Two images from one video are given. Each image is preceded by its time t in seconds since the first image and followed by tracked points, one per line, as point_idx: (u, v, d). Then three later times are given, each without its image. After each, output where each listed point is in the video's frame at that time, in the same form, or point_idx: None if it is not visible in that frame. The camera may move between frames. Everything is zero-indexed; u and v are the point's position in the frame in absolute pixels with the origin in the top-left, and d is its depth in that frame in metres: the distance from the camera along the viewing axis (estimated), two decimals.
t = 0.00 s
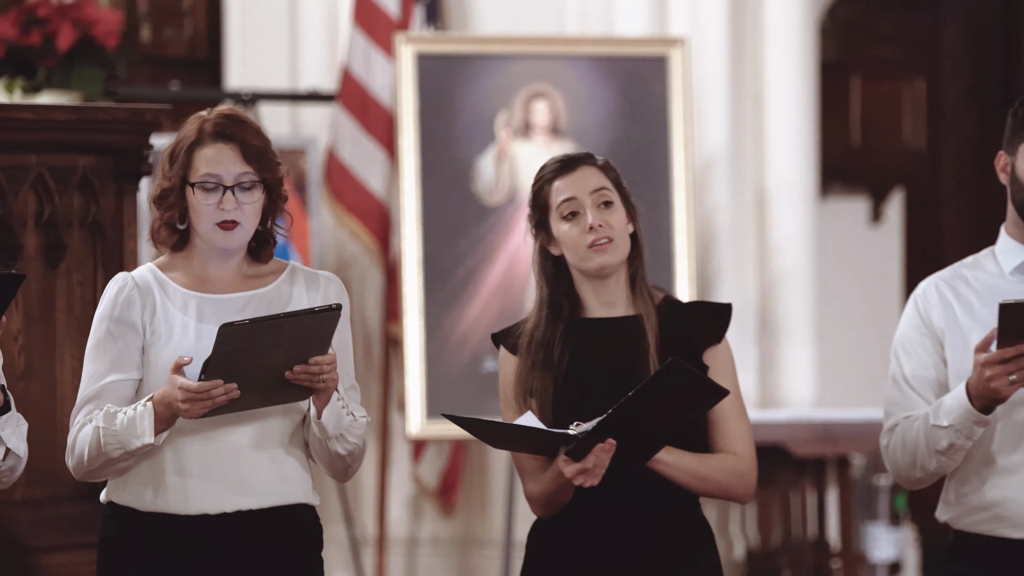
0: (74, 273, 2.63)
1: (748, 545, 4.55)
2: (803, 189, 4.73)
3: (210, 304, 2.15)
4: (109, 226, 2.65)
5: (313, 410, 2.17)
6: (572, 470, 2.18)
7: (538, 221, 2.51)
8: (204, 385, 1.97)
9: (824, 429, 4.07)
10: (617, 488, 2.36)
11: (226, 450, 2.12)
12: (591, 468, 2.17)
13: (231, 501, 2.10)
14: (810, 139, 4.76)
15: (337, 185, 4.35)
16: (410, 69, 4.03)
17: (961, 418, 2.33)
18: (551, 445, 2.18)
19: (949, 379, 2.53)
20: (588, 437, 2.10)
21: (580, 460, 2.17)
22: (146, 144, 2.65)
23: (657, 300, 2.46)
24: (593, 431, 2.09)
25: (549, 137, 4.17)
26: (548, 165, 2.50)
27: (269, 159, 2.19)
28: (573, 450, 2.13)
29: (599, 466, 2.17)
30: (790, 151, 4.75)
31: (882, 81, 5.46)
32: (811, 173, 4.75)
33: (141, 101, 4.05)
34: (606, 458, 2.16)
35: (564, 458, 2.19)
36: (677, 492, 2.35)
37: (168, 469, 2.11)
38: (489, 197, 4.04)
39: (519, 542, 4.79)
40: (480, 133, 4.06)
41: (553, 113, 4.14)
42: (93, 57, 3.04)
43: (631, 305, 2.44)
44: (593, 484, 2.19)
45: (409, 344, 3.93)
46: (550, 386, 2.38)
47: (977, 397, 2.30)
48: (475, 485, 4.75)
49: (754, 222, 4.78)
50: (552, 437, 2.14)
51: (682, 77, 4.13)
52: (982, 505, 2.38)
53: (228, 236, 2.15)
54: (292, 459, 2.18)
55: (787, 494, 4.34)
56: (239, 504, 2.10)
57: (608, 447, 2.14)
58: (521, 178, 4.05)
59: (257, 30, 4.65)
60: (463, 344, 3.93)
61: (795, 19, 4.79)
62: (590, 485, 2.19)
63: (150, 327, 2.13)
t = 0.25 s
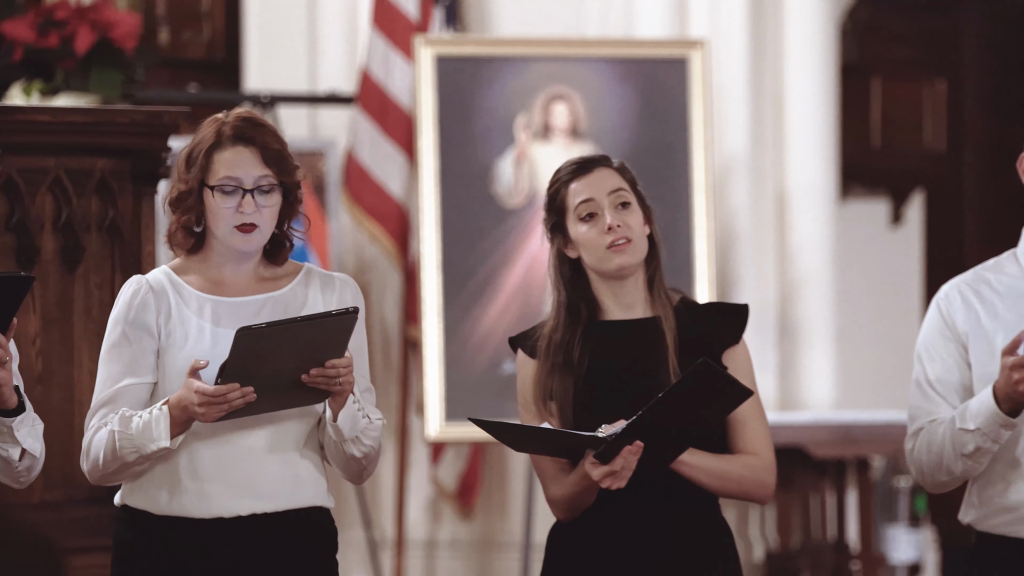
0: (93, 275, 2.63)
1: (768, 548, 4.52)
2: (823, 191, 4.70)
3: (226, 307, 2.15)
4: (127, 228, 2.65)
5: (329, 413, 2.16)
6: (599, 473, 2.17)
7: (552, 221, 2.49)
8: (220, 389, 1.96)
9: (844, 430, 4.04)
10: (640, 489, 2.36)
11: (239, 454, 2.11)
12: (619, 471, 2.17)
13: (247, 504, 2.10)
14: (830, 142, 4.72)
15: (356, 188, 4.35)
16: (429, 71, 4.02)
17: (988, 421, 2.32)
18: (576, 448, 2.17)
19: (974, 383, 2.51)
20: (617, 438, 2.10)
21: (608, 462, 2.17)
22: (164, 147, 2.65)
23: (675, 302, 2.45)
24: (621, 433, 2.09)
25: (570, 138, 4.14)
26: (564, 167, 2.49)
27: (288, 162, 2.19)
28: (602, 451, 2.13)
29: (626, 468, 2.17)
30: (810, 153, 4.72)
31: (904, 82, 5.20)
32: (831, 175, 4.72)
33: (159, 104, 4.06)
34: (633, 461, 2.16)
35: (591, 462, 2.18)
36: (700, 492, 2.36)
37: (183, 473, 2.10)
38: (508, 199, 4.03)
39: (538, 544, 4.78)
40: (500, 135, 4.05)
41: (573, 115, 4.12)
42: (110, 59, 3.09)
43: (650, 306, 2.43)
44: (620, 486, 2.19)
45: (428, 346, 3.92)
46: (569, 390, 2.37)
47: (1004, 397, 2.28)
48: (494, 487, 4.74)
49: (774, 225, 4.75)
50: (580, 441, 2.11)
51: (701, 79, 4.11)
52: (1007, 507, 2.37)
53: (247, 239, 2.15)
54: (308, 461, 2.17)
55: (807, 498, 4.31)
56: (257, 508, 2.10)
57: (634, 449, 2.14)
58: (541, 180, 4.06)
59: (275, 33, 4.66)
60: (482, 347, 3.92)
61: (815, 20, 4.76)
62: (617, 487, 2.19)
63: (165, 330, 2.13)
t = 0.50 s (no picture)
0: (110, 277, 2.64)
1: (786, 550, 4.50)
2: (842, 193, 4.67)
3: (241, 311, 2.14)
4: (144, 230, 2.66)
5: (345, 416, 2.16)
6: (617, 476, 2.16)
7: (570, 224, 2.48)
8: (240, 393, 1.96)
9: (862, 433, 4.01)
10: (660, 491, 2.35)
11: (255, 458, 2.11)
12: (637, 475, 2.16)
13: (262, 506, 2.09)
14: (850, 144, 4.69)
15: (374, 189, 4.34)
16: (447, 72, 4.01)
17: (1014, 424, 2.30)
18: (595, 451, 2.16)
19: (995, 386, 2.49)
20: (633, 442, 2.09)
21: (625, 466, 2.16)
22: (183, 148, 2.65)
23: (692, 304, 2.44)
24: (638, 436, 2.08)
25: (588, 140, 4.13)
26: (581, 170, 2.48)
27: (305, 168, 2.19)
28: (618, 455, 2.11)
29: (643, 472, 2.16)
30: (829, 156, 4.69)
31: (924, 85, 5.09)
32: (850, 177, 4.69)
33: (177, 105, 4.07)
34: (650, 464, 2.15)
35: (608, 465, 2.17)
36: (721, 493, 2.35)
37: (199, 477, 2.10)
38: (526, 201, 4.01)
39: (555, 547, 4.76)
40: (518, 137, 4.04)
41: (591, 116, 4.10)
42: (128, 60, 3.13)
43: (669, 308, 2.42)
44: (637, 490, 2.18)
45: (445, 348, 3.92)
46: (588, 394, 2.36)
47: None
48: (511, 489, 4.73)
49: (793, 227, 4.72)
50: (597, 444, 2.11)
51: (720, 81, 4.09)
52: None
53: (265, 243, 2.15)
54: (322, 464, 2.17)
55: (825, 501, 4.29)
56: (274, 511, 2.10)
57: (653, 452, 2.13)
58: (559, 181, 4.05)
59: (293, 35, 4.66)
60: (500, 349, 3.91)
61: (835, 22, 4.74)
62: (634, 491, 2.18)
63: (179, 334, 2.12)
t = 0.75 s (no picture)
0: (126, 277, 2.65)
1: (803, 552, 4.48)
2: (860, 196, 4.65)
3: (253, 314, 2.14)
4: (160, 231, 2.67)
5: (359, 420, 2.17)
6: (634, 479, 2.17)
7: (590, 224, 2.47)
8: (258, 401, 1.96)
9: (879, 435, 3.99)
10: (677, 495, 2.35)
11: (270, 463, 2.10)
12: (654, 477, 2.17)
13: (276, 510, 2.09)
14: (867, 146, 4.67)
15: (391, 190, 4.35)
16: (465, 74, 4.00)
17: None
18: (612, 452, 2.16)
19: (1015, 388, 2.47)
20: (650, 445, 2.10)
21: (642, 468, 2.16)
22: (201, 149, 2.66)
23: (712, 305, 2.44)
24: (657, 438, 2.08)
25: (605, 142, 4.12)
26: (603, 171, 2.47)
27: (322, 173, 2.19)
28: (636, 458, 2.12)
29: (661, 474, 2.17)
30: (847, 158, 4.67)
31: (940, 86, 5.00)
32: (868, 179, 4.67)
33: (195, 106, 4.08)
34: (667, 466, 2.16)
35: (625, 467, 2.18)
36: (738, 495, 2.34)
37: (213, 482, 2.09)
38: (543, 203, 4.01)
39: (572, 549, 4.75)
40: (536, 139, 4.03)
41: (609, 118, 4.09)
42: (146, 63, 3.14)
43: (688, 310, 2.41)
44: (654, 491, 2.19)
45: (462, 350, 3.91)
46: (607, 395, 2.35)
47: None
48: (527, 491, 4.72)
49: (810, 230, 4.71)
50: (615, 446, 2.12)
51: (738, 84, 4.08)
52: None
53: (281, 247, 2.15)
54: (335, 466, 2.17)
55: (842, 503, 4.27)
56: (291, 513, 2.10)
57: (670, 454, 2.13)
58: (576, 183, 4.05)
59: (311, 37, 4.67)
60: (517, 351, 3.91)
61: (853, 24, 4.71)
62: (651, 492, 2.19)
63: (192, 338, 2.11)
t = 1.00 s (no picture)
0: (144, 277, 2.65)
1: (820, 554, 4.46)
2: (877, 198, 4.62)
3: (264, 316, 2.13)
4: (177, 232, 2.67)
5: (373, 423, 2.17)
6: (656, 478, 2.15)
7: (615, 223, 2.47)
8: (275, 407, 1.96)
9: (896, 436, 3.97)
10: (695, 496, 2.34)
11: (284, 467, 2.10)
12: (676, 476, 2.15)
13: (290, 512, 2.09)
14: (885, 147, 4.64)
15: (408, 192, 4.35)
16: (481, 75, 3.99)
17: None
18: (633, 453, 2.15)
19: None
20: (673, 445, 2.09)
21: (664, 468, 2.15)
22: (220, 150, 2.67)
23: (732, 307, 2.43)
24: (679, 438, 2.08)
25: (621, 143, 4.10)
26: (630, 170, 2.47)
27: (335, 179, 2.19)
28: (659, 458, 2.12)
29: (682, 475, 2.15)
30: (864, 160, 4.64)
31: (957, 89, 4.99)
32: (885, 181, 4.64)
33: (211, 107, 4.09)
34: (689, 467, 2.15)
35: (648, 467, 2.16)
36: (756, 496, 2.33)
37: (227, 485, 2.09)
38: (560, 204, 4.00)
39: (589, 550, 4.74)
40: (552, 140, 4.02)
41: (626, 120, 4.08)
42: (163, 64, 3.15)
43: (709, 312, 2.40)
44: (674, 492, 2.17)
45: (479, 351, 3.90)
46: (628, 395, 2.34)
47: None
48: (544, 492, 4.71)
49: (827, 231, 4.68)
50: (638, 447, 2.11)
51: (754, 85, 4.06)
52: None
53: (292, 255, 2.15)
54: (347, 468, 2.17)
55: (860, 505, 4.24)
56: (305, 514, 2.10)
57: (692, 455, 2.13)
58: (593, 185, 4.04)
59: (327, 39, 4.67)
60: (533, 352, 3.90)
61: (869, 24, 4.68)
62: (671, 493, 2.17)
63: (204, 340, 2.10)
